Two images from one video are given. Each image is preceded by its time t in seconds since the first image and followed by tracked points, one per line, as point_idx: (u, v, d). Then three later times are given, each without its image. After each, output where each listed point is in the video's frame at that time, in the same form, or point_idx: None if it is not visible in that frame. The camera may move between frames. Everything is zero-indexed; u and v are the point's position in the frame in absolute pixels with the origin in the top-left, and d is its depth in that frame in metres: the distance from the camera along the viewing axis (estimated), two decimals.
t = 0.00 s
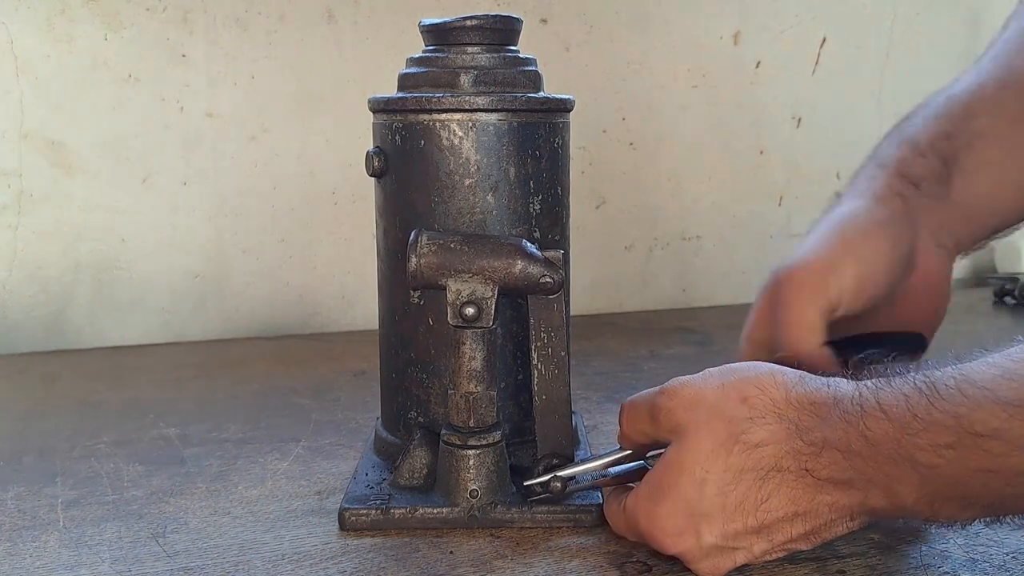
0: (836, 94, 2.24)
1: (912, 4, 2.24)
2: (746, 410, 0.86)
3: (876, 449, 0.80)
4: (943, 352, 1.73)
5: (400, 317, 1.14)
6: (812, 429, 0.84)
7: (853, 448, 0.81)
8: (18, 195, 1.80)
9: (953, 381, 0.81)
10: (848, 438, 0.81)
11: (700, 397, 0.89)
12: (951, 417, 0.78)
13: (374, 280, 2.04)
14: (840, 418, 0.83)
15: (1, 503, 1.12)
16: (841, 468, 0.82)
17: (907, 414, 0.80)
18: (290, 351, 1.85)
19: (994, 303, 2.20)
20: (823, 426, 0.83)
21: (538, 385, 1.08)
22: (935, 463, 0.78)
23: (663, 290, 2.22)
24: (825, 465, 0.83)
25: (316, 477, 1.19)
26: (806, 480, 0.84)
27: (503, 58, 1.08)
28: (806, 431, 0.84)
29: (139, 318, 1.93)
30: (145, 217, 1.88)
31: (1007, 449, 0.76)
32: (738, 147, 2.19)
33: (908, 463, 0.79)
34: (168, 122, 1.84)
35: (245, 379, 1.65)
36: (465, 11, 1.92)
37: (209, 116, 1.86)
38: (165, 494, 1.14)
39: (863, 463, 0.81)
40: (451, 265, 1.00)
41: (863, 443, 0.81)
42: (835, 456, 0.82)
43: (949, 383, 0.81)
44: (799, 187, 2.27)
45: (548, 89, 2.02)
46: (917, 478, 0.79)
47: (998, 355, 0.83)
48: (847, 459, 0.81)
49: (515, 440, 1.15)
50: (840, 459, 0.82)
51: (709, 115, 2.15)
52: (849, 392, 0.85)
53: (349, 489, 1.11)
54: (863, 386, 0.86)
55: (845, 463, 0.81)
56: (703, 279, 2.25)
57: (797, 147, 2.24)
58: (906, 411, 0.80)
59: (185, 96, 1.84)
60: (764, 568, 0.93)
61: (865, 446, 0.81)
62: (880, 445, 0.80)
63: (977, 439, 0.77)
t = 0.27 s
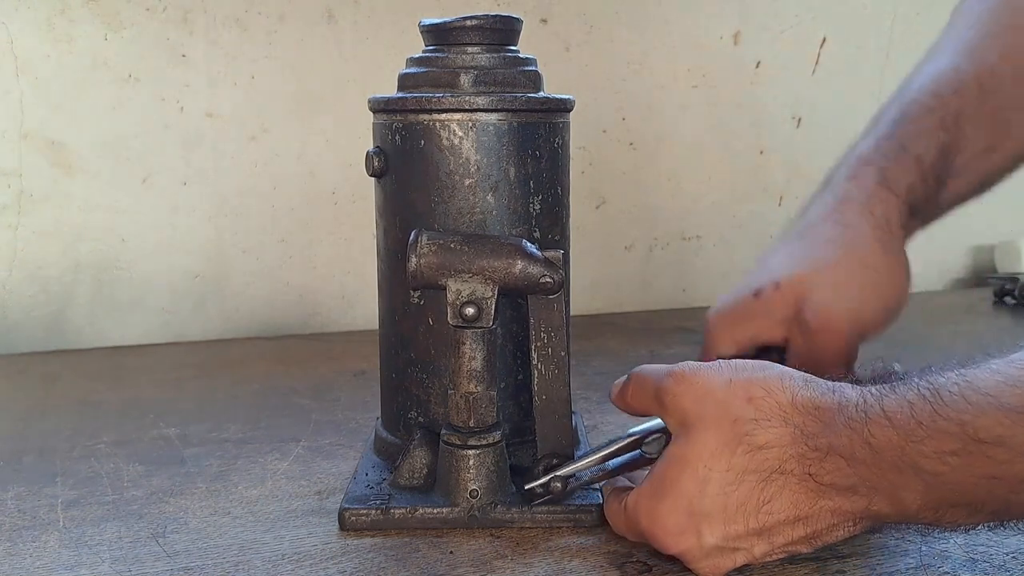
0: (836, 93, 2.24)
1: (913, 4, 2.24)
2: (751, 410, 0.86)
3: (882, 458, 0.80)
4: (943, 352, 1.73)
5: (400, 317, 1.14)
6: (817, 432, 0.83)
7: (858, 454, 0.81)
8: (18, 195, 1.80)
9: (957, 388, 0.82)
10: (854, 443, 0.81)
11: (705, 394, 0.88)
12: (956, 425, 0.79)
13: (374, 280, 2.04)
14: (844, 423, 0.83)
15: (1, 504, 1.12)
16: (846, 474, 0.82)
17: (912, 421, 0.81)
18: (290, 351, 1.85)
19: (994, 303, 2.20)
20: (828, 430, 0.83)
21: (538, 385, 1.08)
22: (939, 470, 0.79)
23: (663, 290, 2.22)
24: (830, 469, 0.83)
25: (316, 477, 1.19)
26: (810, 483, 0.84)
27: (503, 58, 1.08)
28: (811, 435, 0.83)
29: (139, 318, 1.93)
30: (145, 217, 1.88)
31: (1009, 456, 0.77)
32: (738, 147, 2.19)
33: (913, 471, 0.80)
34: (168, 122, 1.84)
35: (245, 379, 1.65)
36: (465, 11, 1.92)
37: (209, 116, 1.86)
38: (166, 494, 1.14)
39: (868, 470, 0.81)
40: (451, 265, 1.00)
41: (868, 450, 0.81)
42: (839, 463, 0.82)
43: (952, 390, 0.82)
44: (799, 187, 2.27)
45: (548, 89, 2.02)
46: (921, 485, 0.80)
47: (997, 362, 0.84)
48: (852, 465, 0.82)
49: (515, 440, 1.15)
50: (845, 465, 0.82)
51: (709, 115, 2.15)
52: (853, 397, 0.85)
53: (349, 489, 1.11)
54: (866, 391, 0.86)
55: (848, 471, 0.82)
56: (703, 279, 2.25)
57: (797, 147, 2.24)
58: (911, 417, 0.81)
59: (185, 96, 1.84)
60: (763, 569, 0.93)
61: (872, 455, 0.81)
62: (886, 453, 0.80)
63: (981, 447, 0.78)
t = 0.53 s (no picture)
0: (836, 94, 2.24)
1: (912, 4, 2.24)
2: (750, 408, 0.86)
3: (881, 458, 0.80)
4: (943, 352, 1.73)
5: (400, 317, 1.14)
6: (816, 434, 0.83)
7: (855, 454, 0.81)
8: (18, 195, 1.80)
9: (954, 389, 0.81)
10: (850, 446, 0.81)
11: (704, 392, 0.89)
12: (952, 427, 0.78)
13: (374, 280, 2.04)
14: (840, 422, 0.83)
15: (1, 504, 1.12)
16: (842, 474, 0.82)
17: (909, 422, 0.80)
18: (290, 351, 1.85)
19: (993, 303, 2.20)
20: (825, 433, 0.83)
21: (538, 385, 1.08)
22: (937, 472, 0.78)
23: (663, 290, 2.22)
24: (827, 472, 0.82)
25: (316, 477, 1.19)
26: (806, 485, 0.84)
27: (503, 58, 1.07)
28: (810, 437, 0.83)
29: (139, 318, 1.93)
30: (145, 217, 1.88)
31: (1007, 459, 0.76)
32: (738, 147, 2.19)
33: (911, 474, 0.79)
34: (168, 123, 1.84)
35: (245, 379, 1.65)
36: (466, 11, 1.92)
37: (209, 116, 1.86)
38: (166, 494, 1.14)
39: (866, 471, 0.81)
40: (451, 265, 1.00)
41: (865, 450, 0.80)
42: (835, 463, 0.82)
43: (950, 392, 0.81)
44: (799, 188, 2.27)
45: (548, 89, 2.02)
46: (921, 488, 0.79)
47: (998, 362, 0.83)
48: (849, 466, 0.81)
49: (515, 440, 1.15)
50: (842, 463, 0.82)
51: (709, 115, 2.15)
52: (852, 399, 0.85)
53: (349, 488, 1.11)
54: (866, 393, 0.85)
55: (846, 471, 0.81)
56: (703, 279, 2.25)
57: (797, 147, 2.24)
58: (908, 418, 0.80)
59: (185, 96, 1.84)
60: (763, 569, 0.93)
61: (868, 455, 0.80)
62: (883, 453, 0.80)
63: (978, 449, 0.77)
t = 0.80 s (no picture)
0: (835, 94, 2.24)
1: (912, 3, 2.24)
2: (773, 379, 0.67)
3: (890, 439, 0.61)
4: (943, 352, 1.73)
5: (400, 317, 1.14)
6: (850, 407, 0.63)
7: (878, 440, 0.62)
8: (18, 194, 1.80)
9: (989, 369, 0.60)
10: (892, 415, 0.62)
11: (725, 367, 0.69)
12: (979, 401, 0.59)
13: (374, 280, 2.04)
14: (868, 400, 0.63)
15: (1, 504, 1.12)
16: (853, 462, 0.63)
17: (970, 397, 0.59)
18: (290, 351, 1.85)
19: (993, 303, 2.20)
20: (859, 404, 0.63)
21: (538, 385, 1.08)
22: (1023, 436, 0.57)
23: (663, 290, 2.22)
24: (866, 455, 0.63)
25: (316, 477, 1.19)
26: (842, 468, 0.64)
27: (503, 58, 1.07)
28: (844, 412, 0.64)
29: (138, 318, 1.93)
30: (145, 217, 1.88)
31: None
32: (738, 147, 2.19)
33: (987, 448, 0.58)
34: (168, 123, 1.84)
35: (245, 379, 1.65)
36: (466, 11, 1.92)
37: (209, 116, 1.86)
38: (166, 494, 1.14)
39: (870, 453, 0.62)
40: (451, 265, 1.00)
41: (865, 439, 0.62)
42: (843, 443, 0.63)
43: None
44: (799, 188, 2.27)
45: (548, 89, 2.02)
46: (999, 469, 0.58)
47: None
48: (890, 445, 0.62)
49: (515, 440, 1.15)
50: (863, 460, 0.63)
51: (709, 115, 2.15)
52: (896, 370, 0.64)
53: (349, 488, 1.11)
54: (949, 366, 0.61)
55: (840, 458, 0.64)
56: (703, 279, 2.25)
57: (797, 146, 2.24)
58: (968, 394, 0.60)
59: (185, 96, 1.84)
60: (763, 569, 0.93)
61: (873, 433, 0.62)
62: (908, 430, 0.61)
63: (1014, 435, 0.57)
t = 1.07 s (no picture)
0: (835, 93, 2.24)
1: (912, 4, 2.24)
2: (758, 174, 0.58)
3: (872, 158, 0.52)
4: (944, 352, 1.73)
5: (400, 317, 1.14)
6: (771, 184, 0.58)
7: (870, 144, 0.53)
8: (18, 194, 1.80)
9: None
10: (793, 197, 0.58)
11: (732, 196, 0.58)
12: None
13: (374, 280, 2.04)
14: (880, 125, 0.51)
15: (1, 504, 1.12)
16: None
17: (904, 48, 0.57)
18: (289, 351, 1.85)
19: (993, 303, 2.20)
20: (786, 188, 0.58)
21: (538, 385, 1.08)
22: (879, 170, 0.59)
23: (663, 290, 2.22)
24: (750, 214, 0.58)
25: (316, 477, 1.19)
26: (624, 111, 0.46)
27: (503, 57, 1.07)
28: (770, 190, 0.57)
29: (138, 318, 1.93)
30: (145, 217, 1.88)
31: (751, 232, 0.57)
32: (737, 147, 2.19)
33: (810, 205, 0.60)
34: (168, 122, 1.84)
35: (244, 379, 1.65)
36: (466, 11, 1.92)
37: (209, 116, 1.86)
38: (166, 494, 1.14)
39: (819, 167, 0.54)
40: (451, 265, 1.00)
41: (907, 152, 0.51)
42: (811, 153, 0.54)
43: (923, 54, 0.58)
44: (799, 187, 2.27)
45: (548, 89, 2.02)
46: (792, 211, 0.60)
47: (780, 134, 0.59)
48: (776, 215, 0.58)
49: (515, 440, 1.15)
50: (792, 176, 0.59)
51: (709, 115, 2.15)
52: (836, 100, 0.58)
53: (349, 488, 1.11)
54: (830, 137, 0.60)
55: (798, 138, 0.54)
56: (703, 279, 2.25)
57: (797, 146, 2.24)
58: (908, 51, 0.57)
59: (185, 96, 1.84)
60: (763, 569, 0.93)
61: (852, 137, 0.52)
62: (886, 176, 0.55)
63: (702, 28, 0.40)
